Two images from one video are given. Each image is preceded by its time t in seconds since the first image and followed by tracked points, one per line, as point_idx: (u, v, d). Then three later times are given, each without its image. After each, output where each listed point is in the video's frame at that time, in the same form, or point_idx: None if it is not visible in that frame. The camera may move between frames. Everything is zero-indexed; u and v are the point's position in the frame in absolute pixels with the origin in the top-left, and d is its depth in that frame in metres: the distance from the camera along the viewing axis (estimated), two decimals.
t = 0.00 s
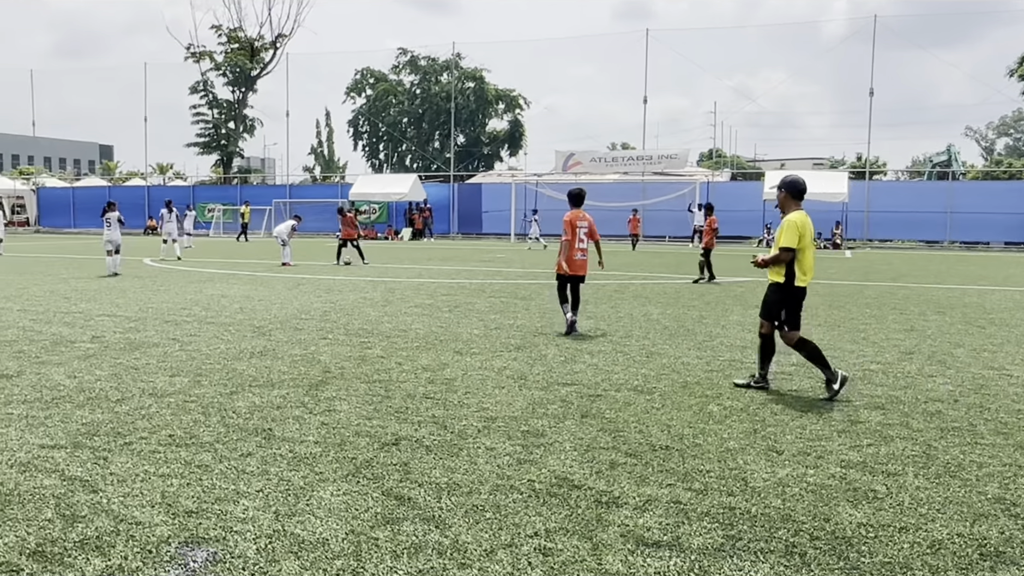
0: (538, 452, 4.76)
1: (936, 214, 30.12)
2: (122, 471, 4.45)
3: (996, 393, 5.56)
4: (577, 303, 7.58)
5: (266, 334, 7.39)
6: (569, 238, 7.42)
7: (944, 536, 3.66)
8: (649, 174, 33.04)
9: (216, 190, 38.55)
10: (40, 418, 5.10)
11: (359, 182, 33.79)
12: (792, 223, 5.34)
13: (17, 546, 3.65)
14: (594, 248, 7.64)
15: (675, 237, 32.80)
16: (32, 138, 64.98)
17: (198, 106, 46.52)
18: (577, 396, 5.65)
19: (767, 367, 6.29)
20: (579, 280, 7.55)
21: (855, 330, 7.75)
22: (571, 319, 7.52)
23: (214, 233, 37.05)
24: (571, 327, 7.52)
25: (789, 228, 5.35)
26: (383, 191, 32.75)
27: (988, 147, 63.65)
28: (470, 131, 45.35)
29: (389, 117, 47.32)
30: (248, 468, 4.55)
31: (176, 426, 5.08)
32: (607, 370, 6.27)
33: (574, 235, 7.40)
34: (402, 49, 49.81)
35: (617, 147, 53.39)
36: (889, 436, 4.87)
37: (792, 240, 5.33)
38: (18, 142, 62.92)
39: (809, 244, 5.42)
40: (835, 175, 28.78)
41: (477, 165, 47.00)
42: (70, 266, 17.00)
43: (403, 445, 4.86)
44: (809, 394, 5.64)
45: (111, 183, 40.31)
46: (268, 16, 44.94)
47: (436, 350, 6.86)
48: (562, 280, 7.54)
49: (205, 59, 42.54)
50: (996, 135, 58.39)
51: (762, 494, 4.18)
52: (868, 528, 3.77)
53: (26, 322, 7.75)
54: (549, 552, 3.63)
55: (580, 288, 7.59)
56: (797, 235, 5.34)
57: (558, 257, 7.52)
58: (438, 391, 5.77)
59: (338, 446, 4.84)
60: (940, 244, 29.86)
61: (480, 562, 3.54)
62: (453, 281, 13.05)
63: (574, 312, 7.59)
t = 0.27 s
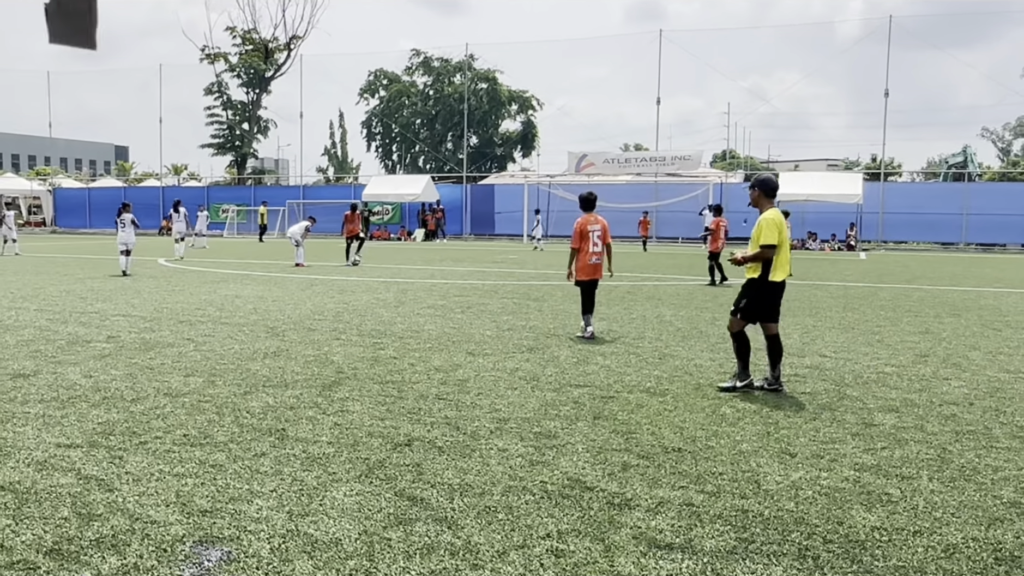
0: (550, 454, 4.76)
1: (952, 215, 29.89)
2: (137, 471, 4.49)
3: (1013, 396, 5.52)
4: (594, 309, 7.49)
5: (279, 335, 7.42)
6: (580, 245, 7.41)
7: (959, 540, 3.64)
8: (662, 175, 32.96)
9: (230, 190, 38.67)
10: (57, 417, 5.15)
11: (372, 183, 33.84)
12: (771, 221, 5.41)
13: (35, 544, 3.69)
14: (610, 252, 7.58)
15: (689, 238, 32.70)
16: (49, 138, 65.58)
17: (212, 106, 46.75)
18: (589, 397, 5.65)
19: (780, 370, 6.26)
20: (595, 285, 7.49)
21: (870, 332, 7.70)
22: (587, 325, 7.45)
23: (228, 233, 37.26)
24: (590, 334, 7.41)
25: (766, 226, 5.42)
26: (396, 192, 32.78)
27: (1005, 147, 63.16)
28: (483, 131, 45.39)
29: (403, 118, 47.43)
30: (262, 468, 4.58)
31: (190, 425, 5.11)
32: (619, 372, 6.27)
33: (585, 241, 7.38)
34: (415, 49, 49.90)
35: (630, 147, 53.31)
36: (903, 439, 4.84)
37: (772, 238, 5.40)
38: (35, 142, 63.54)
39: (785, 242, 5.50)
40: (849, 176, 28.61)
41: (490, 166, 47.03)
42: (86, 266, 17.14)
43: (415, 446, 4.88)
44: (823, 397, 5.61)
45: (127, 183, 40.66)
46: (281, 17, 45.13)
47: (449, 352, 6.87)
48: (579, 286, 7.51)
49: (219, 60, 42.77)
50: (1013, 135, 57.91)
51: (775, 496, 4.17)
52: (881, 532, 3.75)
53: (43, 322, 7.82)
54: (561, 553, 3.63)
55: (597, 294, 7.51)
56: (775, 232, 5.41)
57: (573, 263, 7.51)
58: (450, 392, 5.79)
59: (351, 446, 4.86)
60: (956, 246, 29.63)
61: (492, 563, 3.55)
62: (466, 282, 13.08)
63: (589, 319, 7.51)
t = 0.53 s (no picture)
0: (553, 456, 4.76)
1: (955, 218, 29.86)
2: (141, 472, 4.50)
3: (1017, 399, 5.51)
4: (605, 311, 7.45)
5: (283, 336, 7.43)
6: (588, 248, 7.42)
7: (963, 543, 3.64)
8: (665, 177, 32.95)
9: (233, 191, 38.69)
10: (61, 418, 5.16)
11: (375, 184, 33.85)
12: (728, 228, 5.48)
13: (39, 545, 3.69)
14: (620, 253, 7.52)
15: (692, 240, 32.63)
16: (53, 139, 65.67)
17: (215, 108, 46.77)
18: (592, 400, 5.65)
19: (784, 373, 6.25)
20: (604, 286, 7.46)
21: (873, 335, 7.69)
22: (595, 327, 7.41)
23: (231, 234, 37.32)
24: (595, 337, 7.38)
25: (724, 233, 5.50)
26: (399, 193, 32.75)
27: (1008, 149, 63.18)
28: (486, 133, 45.41)
29: (406, 120, 47.46)
30: (266, 470, 4.59)
31: (194, 427, 5.12)
32: (622, 374, 6.26)
33: (592, 244, 7.38)
34: (419, 51, 49.93)
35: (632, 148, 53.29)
36: (907, 442, 4.84)
37: (731, 248, 5.48)
38: (38, 143, 63.64)
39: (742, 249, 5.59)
40: (852, 178, 28.59)
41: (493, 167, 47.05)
42: (89, 266, 17.18)
43: (419, 448, 4.88)
44: (826, 400, 5.60)
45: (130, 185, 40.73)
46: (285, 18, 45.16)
47: (452, 354, 6.87)
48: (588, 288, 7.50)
49: (223, 61, 42.82)
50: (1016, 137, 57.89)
51: (778, 499, 4.17)
52: (885, 535, 3.75)
53: (47, 323, 7.85)
54: (564, 555, 3.63)
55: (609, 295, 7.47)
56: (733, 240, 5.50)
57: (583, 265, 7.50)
58: (453, 393, 5.79)
59: (354, 448, 4.87)
60: (960, 248, 29.60)
61: (496, 565, 3.55)
62: (469, 284, 13.09)
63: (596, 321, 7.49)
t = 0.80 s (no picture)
0: (550, 458, 4.76)
1: (952, 220, 29.92)
2: (138, 474, 4.49)
3: (1013, 401, 5.52)
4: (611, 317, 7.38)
5: (280, 338, 7.42)
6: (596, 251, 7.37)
7: (959, 545, 3.64)
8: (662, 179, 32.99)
9: (230, 193, 38.61)
10: (58, 420, 5.15)
11: (372, 186, 33.85)
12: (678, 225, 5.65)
13: (35, 546, 3.69)
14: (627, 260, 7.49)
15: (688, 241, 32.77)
16: (49, 140, 65.55)
17: (213, 109, 46.72)
18: (590, 401, 5.64)
19: (780, 374, 6.26)
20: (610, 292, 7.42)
21: (870, 337, 7.70)
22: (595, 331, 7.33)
23: (228, 236, 37.32)
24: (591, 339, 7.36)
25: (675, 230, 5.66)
26: (397, 195, 32.74)
27: (1005, 152, 63.55)
28: (483, 134, 45.44)
29: (403, 121, 47.46)
30: (263, 472, 4.58)
31: (191, 428, 5.12)
32: (619, 375, 6.27)
33: (601, 247, 7.34)
34: (416, 52, 49.89)
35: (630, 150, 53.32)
36: (904, 444, 4.84)
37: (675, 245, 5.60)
38: (35, 144, 63.58)
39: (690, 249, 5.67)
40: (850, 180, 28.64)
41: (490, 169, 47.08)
42: (86, 268, 17.15)
43: (416, 449, 4.88)
44: (823, 401, 5.61)
45: (127, 186, 40.69)
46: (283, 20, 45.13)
47: (449, 355, 6.87)
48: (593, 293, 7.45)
49: (221, 62, 42.78)
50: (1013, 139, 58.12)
51: (775, 500, 4.18)
52: (881, 536, 3.75)
53: (43, 325, 7.82)
54: (561, 557, 3.64)
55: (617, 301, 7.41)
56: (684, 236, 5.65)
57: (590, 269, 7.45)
58: (451, 395, 5.78)
59: (351, 450, 4.86)
60: (956, 250, 29.67)
61: (493, 567, 3.55)
62: (466, 285, 13.09)
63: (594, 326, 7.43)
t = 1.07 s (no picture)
0: (544, 458, 4.76)
1: (945, 221, 30.01)
2: (130, 475, 4.48)
3: (1005, 401, 5.54)
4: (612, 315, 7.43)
5: (274, 339, 7.41)
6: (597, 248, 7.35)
7: (951, 545, 3.65)
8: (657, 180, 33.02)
9: (224, 194, 38.51)
10: (50, 421, 5.13)
11: (366, 187, 33.84)
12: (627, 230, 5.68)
13: (26, 548, 3.68)
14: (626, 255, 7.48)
15: (682, 243, 32.84)
16: (43, 142, 65.42)
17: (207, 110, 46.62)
18: (584, 402, 5.65)
19: (774, 374, 6.26)
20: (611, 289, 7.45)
21: (863, 337, 7.72)
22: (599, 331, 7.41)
23: (222, 238, 37.30)
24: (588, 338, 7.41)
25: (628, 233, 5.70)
26: (391, 196, 32.73)
27: (998, 154, 64.25)
28: (478, 136, 45.46)
29: (397, 122, 47.43)
30: (256, 473, 4.57)
31: (184, 429, 5.10)
32: (612, 376, 6.28)
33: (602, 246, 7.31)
34: (410, 54, 49.90)
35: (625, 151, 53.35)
36: (896, 444, 4.86)
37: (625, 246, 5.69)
38: (29, 145, 63.40)
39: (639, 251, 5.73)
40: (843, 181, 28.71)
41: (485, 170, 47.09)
42: (79, 269, 17.11)
43: (410, 451, 4.87)
44: (816, 402, 5.62)
45: (121, 187, 40.64)
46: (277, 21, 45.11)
47: (443, 356, 6.87)
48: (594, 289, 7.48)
49: (214, 63, 42.71)
50: (1005, 140, 58.47)
51: (768, 501, 4.18)
52: (874, 537, 3.76)
53: (36, 326, 7.80)
54: (555, 558, 3.63)
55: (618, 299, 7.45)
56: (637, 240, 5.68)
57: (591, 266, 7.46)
58: (445, 396, 5.78)
59: (345, 451, 4.85)
60: (949, 251, 29.74)
61: (486, 568, 3.54)
62: (460, 287, 13.07)
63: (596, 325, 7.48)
